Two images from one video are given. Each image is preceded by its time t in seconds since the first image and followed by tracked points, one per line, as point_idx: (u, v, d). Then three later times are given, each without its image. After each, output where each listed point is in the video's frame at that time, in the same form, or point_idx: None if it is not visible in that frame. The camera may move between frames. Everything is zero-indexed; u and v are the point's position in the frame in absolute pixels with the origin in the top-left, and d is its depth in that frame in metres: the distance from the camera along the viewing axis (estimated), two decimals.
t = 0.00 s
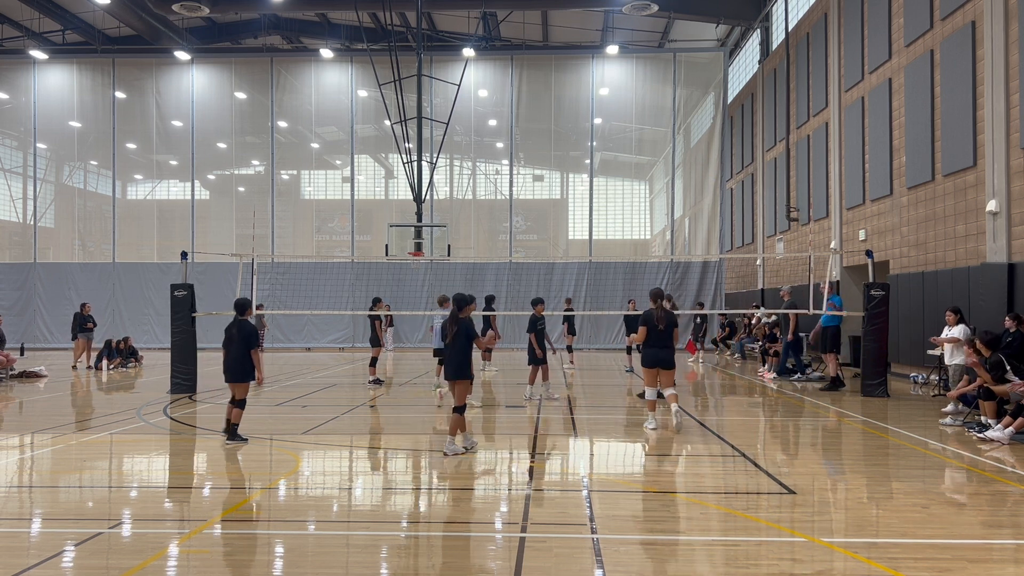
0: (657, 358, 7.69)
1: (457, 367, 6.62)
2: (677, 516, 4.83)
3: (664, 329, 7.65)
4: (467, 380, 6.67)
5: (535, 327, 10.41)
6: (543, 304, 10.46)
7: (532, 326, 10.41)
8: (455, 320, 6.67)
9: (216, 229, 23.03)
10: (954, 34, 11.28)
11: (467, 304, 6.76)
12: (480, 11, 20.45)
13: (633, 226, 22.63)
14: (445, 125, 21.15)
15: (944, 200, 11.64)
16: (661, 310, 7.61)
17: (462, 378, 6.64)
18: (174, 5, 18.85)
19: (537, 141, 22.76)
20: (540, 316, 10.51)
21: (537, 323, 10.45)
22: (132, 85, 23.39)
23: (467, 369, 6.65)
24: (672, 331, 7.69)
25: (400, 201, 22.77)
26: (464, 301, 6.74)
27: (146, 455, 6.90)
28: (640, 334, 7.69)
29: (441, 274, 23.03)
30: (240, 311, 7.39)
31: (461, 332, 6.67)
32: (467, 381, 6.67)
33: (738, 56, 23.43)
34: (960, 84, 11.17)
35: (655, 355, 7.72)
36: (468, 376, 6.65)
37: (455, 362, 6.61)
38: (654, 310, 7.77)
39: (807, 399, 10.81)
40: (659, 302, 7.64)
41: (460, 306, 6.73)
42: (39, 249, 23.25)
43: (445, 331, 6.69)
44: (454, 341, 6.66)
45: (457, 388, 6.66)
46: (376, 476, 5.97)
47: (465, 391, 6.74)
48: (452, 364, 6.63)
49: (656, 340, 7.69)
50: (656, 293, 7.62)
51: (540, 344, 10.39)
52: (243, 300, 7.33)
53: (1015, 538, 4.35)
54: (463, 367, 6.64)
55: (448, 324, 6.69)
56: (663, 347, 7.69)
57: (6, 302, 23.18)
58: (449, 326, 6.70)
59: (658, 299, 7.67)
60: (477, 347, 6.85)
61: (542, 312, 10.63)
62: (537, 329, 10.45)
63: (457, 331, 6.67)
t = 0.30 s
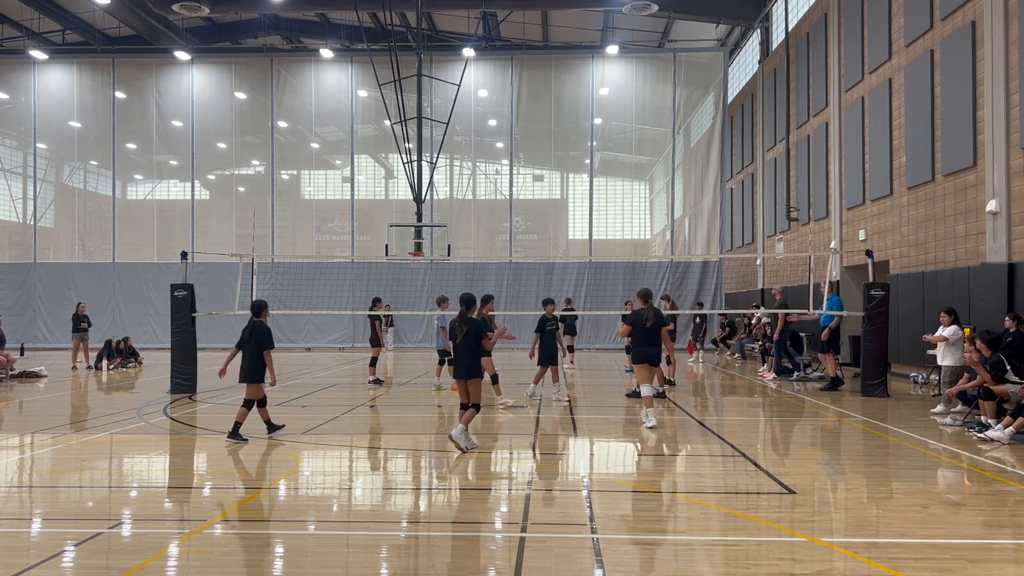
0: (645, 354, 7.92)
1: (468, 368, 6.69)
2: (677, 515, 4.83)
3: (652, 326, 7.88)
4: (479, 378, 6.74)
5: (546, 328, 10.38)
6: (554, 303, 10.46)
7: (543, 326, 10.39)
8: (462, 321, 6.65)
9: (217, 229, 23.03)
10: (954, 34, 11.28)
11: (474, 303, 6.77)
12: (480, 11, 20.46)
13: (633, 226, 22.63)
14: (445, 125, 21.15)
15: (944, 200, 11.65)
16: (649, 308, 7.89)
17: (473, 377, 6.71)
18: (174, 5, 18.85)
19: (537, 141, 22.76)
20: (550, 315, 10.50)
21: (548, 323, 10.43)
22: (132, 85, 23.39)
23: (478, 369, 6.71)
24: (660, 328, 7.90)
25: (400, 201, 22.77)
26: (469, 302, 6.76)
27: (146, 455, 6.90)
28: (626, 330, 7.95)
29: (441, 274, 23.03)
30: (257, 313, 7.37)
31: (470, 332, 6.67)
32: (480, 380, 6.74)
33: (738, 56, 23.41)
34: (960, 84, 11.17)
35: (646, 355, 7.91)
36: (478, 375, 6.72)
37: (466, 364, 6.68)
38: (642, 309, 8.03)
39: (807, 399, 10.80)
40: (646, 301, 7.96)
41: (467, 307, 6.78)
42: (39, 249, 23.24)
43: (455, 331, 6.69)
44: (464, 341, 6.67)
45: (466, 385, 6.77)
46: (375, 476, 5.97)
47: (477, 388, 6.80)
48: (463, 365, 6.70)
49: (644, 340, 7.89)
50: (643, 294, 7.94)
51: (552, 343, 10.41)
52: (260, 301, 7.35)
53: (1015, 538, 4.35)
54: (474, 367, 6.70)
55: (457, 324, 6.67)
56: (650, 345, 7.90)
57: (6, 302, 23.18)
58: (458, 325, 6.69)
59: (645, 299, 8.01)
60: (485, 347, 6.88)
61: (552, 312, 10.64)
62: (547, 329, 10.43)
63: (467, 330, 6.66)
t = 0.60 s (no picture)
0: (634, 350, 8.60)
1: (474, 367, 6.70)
2: (677, 515, 4.83)
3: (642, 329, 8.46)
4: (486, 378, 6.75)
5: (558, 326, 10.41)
6: (565, 302, 10.37)
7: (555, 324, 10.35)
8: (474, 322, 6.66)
9: (217, 229, 23.04)
10: (953, 34, 11.28)
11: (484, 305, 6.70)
12: (480, 11, 20.45)
13: (633, 226, 22.63)
14: (445, 125, 21.14)
15: (944, 200, 11.64)
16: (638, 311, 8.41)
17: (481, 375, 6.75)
18: (174, 5, 18.83)
19: (537, 141, 22.76)
20: (561, 314, 10.46)
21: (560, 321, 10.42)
22: (132, 85, 23.39)
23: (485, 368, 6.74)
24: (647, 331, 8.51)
25: (400, 201, 22.77)
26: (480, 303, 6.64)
27: (146, 455, 6.90)
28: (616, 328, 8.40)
29: (441, 274, 23.03)
30: (274, 311, 7.48)
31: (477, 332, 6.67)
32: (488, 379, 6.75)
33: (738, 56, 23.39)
34: (960, 84, 11.17)
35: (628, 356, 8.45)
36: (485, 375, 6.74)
37: (471, 364, 6.63)
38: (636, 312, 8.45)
39: (807, 399, 10.80)
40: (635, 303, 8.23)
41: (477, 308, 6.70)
42: (39, 249, 23.24)
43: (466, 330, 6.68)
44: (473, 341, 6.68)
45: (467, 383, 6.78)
46: (375, 476, 5.97)
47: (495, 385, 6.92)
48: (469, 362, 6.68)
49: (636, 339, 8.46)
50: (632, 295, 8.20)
51: (563, 341, 10.46)
52: (278, 299, 7.48)
53: (1015, 537, 4.35)
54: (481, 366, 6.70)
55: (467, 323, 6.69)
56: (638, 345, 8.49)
57: (6, 302, 23.18)
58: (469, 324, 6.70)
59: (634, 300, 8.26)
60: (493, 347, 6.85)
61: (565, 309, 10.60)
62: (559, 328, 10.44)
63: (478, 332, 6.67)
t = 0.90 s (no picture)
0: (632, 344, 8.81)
1: (482, 389, 5.58)
2: (678, 515, 4.84)
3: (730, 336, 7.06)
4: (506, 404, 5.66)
5: (570, 322, 10.46)
6: (573, 298, 10.42)
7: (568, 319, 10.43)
8: (492, 339, 5.66)
9: (217, 229, 23.04)
10: (953, 34, 11.29)
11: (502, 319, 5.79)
12: (480, 11, 20.44)
13: (633, 227, 22.63)
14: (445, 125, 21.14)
15: (944, 200, 11.65)
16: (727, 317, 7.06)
17: (491, 401, 5.61)
18: (174, 5, 18.81)
19: (537, 141, 22.76)
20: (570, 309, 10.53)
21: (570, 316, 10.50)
22: (132, 85, 23.39)
23: (497, 394, 5.59)
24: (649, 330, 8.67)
25: (400, 201, 22.78)
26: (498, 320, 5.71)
27: (146, 455, 6.90)
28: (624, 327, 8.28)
29: (441, 274, 23.04)
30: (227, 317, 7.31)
31: (506, 349, 5.67)
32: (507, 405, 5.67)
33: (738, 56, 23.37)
34: (960, 84, 11.17)
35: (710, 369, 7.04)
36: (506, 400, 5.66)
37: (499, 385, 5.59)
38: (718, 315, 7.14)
39: (807, 399, 10.81)
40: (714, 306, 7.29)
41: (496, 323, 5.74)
42: (39, 249, 23.24)
43: (484, 348, 5.65)
44: (492, 359, 5.64)
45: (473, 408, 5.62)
46: (375, 476, 5.97)
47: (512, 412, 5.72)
48: (477, 384, 5.59)
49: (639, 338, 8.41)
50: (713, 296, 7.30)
51: (574, 336, 10.59)
52: (229, 304, 7.35)
53: (1015, 538, 4.35)
54: (491, 389, 5.59)
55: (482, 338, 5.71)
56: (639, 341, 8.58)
57: (5, 302, 23.18)
58: (486, 340, 5.69)
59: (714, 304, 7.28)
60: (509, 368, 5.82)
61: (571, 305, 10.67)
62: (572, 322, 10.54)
63: (502, 350, 5.65)
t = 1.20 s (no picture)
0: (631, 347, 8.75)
1: (490, 386, 5.59)
2: (678, 515, 4.84)
3: (717, 336, 7.05)
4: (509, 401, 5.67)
5: (570, 321, 10.43)
6: (572, 297, 10.39)
7: (568, 319, 10.41)
8: (501, 337, 5.69)
9: (217, 229, 23.04)
10: (953, 34, 11.29)
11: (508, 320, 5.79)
12: (480, 11, 20.45)
13: (633, 227, 22.63)
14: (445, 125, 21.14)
15: (944, 200, 11.65)
16: (713, 317, 7.06)
17: (496, 398, 5.63)
18: (174, 5, 18.81)
19: (537, 141, 22.76)
20: (571, 308, 10.51)
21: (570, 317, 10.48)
22: (132, 85, 23.39)
23: (503, 391, 5.61)
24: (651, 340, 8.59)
25: (400, 201, 22.78)
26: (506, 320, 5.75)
27: (146, 455, 6.89)
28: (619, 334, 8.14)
29: (441, 274, 23.04)
30: (235, 321, 7.28)
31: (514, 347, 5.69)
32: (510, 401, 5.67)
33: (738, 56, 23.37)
34: (960, 85, 11.17)
35: (698, 369, 7.08)
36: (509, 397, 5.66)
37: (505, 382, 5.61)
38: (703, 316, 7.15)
39: (807, 399, 10.81)
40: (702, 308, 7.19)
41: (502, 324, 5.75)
42: (39, 249, 23.24)
43: (492, 346, 5.67)
44: (497, 358, 5.65)
45: (475, 404, 5.60)
46: (375, 476, 5.97)
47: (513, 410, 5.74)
48: (484, 381, 5.60)
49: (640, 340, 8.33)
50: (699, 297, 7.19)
51: (575, 336, 10.60)
52: (235, 308, 7.28)
53: (1015, 538, 4.35)
54: (497, 387, 5.60)
55: (489, 337, 5.73)
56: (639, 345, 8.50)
57: (6, 302, 23.18)
58: (495, 338, 5.72)
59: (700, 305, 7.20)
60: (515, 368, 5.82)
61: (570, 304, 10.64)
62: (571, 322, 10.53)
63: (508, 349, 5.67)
